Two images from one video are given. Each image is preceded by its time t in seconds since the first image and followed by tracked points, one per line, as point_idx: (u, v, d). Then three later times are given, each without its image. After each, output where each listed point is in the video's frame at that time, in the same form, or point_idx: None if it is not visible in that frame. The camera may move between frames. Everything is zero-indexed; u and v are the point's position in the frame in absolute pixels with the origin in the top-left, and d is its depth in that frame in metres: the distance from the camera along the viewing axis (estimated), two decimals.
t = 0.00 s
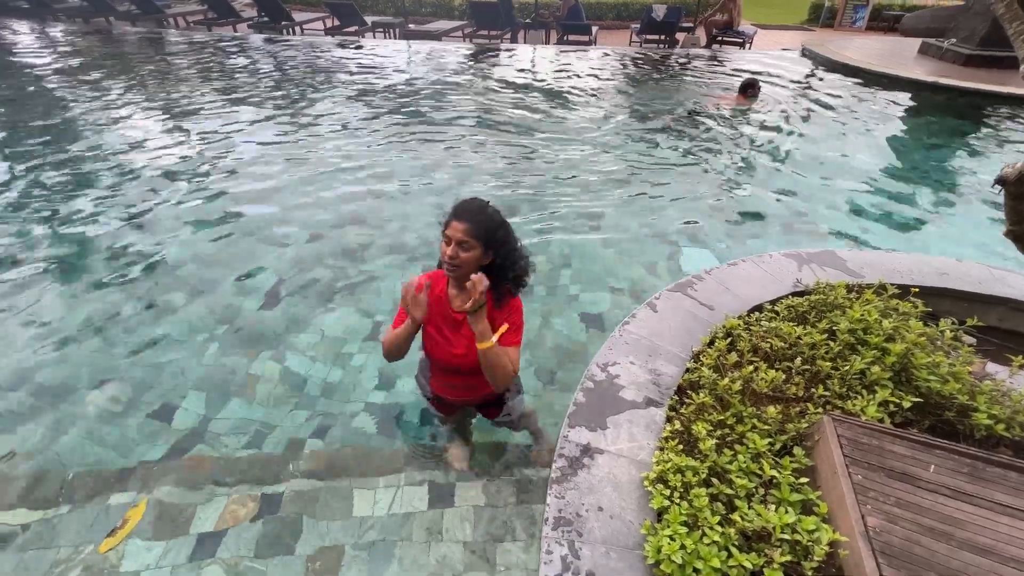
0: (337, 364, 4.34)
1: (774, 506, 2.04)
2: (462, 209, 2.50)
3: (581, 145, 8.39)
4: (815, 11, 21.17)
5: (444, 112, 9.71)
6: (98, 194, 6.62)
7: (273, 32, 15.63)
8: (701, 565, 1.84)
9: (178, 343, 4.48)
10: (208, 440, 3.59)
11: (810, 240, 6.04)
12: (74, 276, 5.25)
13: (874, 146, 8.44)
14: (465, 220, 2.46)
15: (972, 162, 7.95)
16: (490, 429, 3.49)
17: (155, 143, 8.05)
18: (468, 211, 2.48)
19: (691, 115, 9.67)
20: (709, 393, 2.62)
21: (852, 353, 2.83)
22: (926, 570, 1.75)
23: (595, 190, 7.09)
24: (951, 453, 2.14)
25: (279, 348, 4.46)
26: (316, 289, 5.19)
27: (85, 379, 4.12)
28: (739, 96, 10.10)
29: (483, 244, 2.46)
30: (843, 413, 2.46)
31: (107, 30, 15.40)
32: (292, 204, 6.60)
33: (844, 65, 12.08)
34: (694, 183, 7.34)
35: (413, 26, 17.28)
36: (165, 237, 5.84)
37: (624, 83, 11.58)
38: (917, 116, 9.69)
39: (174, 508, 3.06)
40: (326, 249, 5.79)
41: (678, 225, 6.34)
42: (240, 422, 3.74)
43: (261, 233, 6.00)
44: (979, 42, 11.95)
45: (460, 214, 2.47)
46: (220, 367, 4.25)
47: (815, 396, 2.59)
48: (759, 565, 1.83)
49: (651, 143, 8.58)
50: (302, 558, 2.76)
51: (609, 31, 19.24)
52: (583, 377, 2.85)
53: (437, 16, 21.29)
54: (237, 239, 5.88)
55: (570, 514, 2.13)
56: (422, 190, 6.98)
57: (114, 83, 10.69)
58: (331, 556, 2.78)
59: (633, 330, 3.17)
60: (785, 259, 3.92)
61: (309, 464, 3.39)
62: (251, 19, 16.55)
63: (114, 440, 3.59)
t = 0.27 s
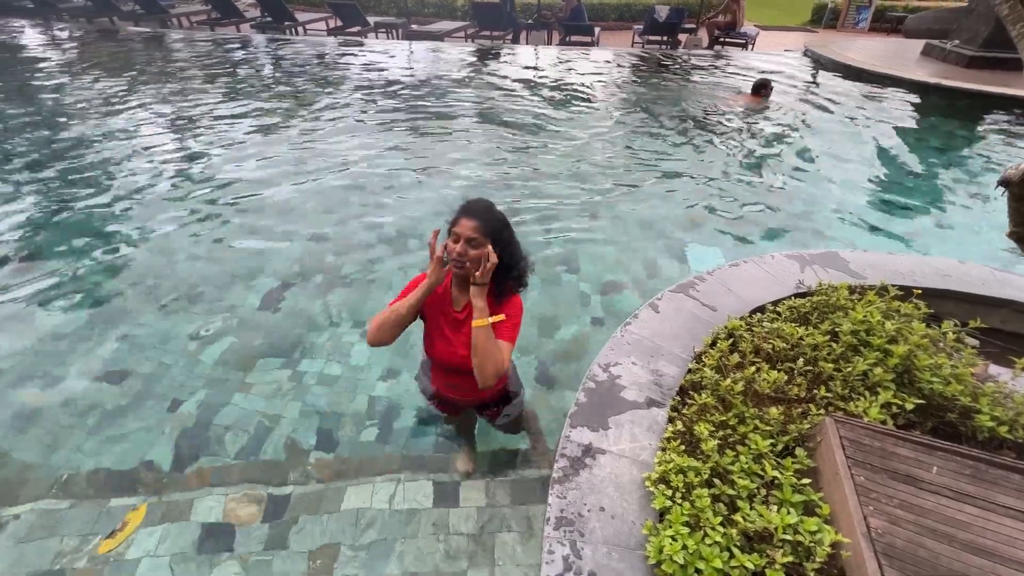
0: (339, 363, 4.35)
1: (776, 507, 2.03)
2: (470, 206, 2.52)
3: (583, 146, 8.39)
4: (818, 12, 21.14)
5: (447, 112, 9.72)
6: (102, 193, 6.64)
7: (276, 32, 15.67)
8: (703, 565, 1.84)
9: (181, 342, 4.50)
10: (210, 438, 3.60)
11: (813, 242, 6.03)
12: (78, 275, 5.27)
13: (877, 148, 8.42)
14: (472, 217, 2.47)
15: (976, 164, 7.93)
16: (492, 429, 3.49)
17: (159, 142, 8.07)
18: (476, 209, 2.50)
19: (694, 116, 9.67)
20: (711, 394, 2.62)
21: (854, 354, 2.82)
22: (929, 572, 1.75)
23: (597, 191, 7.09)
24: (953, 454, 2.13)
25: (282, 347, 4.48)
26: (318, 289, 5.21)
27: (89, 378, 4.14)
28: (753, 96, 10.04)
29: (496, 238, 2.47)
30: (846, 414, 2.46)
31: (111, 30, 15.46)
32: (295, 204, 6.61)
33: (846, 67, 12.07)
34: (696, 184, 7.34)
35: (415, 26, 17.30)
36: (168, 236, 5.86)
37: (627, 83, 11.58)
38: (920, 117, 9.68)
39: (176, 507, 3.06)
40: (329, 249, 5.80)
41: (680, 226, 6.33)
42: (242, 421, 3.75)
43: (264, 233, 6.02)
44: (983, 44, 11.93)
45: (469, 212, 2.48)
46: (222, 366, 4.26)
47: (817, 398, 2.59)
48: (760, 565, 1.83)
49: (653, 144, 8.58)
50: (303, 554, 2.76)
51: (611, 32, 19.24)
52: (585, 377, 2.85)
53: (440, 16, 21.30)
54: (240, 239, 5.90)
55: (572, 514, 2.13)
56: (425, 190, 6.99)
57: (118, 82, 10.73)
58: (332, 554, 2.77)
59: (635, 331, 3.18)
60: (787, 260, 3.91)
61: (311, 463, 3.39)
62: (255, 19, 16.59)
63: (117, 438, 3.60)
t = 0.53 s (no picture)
0: (340, 363, 4.36)
1: (777, 507, 2.04)
2: (465, 211, 2.54)
3: (584, 147, 8.39)
4: (820, 14, 21.15)
5: (448, 113, 9.73)
6: (103, 193, 6.66)
7: (278, 33, 15.69)
8: (703, 566, 1.85)
9: (182, 341, 4.51)
10: (211, 438, 3.61)
11: (813, 243, 6.03)
12: (79, 275, 5.29)
13: (877, 149, 8.43)
14: (468, 221, 2.50)
15: (976, 165, 7.93)
16: (491, 430, 3.50)
17: (160, 142, 8.09)
18: (472, 213, 2.53)
19: (694, 117, 9.67)
20: (712, 395, 2.62)
21: (855, 356, 2.83)
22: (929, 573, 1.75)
23: (598, 192, 7.09)
24: (954, 455, 2.13)
25: (283, 347, 4.48)
26: (319, 289, 5.22)
27: (90, 377, 4.15)
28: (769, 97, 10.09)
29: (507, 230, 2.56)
30: (846, 415, 2.46)
31: (113, 30, 15.47)
32: (296, 204, 6.62)
33: (848, 68, 12.07)
34: (697, 185, 7.34)
35: (417, 27, 17.31)
36: (169, 236, 5.87)
37: (628, 84, 11.58)
38: (921, 119, 9.68)
39: (177, 504, 3.08)
40: (330, 249, 5.81)
41: (681, 227, 6.33)
42: (243, 420, 3.76)
43: (265, 233, 6.03)
44: (984, 46, 11.94)
45: (464, 215, 2.52)
46: (223, 365, 4.27)
47: (818, 399, 2.59)
48: (760, 565, 1.83)
49: (654, 145, 8.58)
50: (304, 555, 2.77)
51: (613, 33, 19.24)
52: (585, 378, 2.85)
53: (441, 17, 21.30)
54: (241, 238, 5.91)
55: (572, 514, 2.14)
56: (426, 191, 7.00)
57: (120, 82, 10.75)
58: (332, 553, 2.79)
59: (636, 331, 3.18)
60: (788, 262, 3.91)
61: (312, 463, 3.40)
62: (256, 19, 16.62)
63: (118, 438, 3.61)
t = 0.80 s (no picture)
0: (341, 364, 4.37)
1: (777, 509, 2.04)
2: (454, 220, 2.47)
3: (585, 149, 8.41)
4: (821, 16, 21.19)
5: (449, 115, 9.76)
6: (105, 194, 6.68)
7: (281, 35, 15.75)
8: (703, 567, 1.85)
9: (183, 342, 4.52)
10: (212, 438, 3.62)
11: (813, 245, 6.04)
12: (81, 275, 5.30)
13: (879, 151, 8.43)
14: (460, 230, 2.44)
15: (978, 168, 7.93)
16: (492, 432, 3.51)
17: (162, 143, 8.12)
18: (462, 221, 2.46)
19: (696, 119, 9.69)
20: (713, 396, 2.62)
21: (855, 357, 2.83)
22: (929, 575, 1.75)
23: (598, 193, 7.11)
24: (955, 457, 2.13)
25: (284, 347, 4.50)
26: (320, 290, 5.23)
27: (92, 377, 4.16)
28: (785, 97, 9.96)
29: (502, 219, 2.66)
30: (846, 417, 2.46)
31: (116, 31, 15.56)
32: (297, 205, 6.65)
33: (849, 71, 12.10)
34: (697, 187, 7.35)
35: (418, 29, 17.36)
36: (171, 237, 5.90)
37: (628, 87, 11.60)
38: (922, 121, 9.69)
39: (178, 505, 3.07)
40: (331, 250, 5.83)
41: (681, 229, 6.34)
42: (244, 421, 3.77)
43: (266, 234, 6.05)
44: (985, 49, 11.97)
45: (455, 222, 2.46)
46: (225, 365, 4.29)
47: (818, 401, 2.59)
48: (760, 567, 1.83)
49: (655, 147, 8.59)
50: (305, 552, 2.77)
51: (614, 35, 19.30)
52: (586, 379, 2.86)
53: (443, 19, 21.37)
54: (243, 239, 5.93)
55: (573, 515, 2.14)
56: (427, 192, 7.01)
57: (123, 84, 10.81)
58: (333, 550, 2.78)
59: (636, 332, 3.18)
60: (789, 263, 3.92)
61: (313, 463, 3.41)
62: (259, 21, 16.70)
63: (120, 437, 3.63)
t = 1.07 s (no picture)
0: (341, 360, 4.37)
1: (777, 505, 2.04)
2: (451, 225, 2.37)
3: (586, 146, 8.39)
4: (823, 13, 21.12)
5: (449, 111, 9.74)
6: (105, 190, 6.68)
7: (281, 31, 15.72)
8: (702, 563, 1.85)
9: (183, 338, 4.52)
10: (212, 434, 3.62)
11: (814, 242, 6.03)
12: (81, 272, 5.30)
13: (880, 149, 8.41)
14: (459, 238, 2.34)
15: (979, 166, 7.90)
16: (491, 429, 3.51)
17: (162, 139, 8.11)
18: (459, 226, 2.36)
19: (697, 116, 9.67)
20: (713, 393, 2.62)
21: (856, 355, 2.83)
22: (928, 572, 1.76)
23: (599, 190, 7.10)
24: (955, 455, 2.13)
25: (284, 344, 4.50)
26: (320, 286, 5.23)
27: (92, 373, 4.17)
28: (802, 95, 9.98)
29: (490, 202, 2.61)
30: (846, 414, 2.46)
31: (116, 27, 15.52)
32: (297, 202, 6.64)
33: (850, 68, 12.07)
34: (697, 185, 7.34)
35: (419, 26, 17.32)
36: (171, 233, 5.89)
37: (629, 83, 11.57)
38: (923, 119, 9.67)
39: (178, 501, 3.08)
40: (331, 246, 5.83)
41: (682, 226, 6.34)
42: (244, 417, 3.78)
43: (267, 230, 6.04)
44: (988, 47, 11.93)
45: (451, 225, 2.37)
46: (225, 362, 4.29)
47: (819, 398, 2.59)
48: (760, 563, 1.83)
49: (656, 144, 8.58)
50: (305, 551, 2.78)
51: (615, 32, 19.24)
52: (586, 376, 2.86)
53: (444, 16, 21.31)
54: (243, 236, 5.93)
55: (572, 511, 2.14)
56: (427, 189, 7.01)
57: (123, 80, 10.78)
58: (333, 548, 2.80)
59: (636, 330, 3.18)
60: (790, 261, 3.91)
61: (313, 459, 3.41)
62: (259, 18, 16.66)
63: (120, 433, 3.64)
